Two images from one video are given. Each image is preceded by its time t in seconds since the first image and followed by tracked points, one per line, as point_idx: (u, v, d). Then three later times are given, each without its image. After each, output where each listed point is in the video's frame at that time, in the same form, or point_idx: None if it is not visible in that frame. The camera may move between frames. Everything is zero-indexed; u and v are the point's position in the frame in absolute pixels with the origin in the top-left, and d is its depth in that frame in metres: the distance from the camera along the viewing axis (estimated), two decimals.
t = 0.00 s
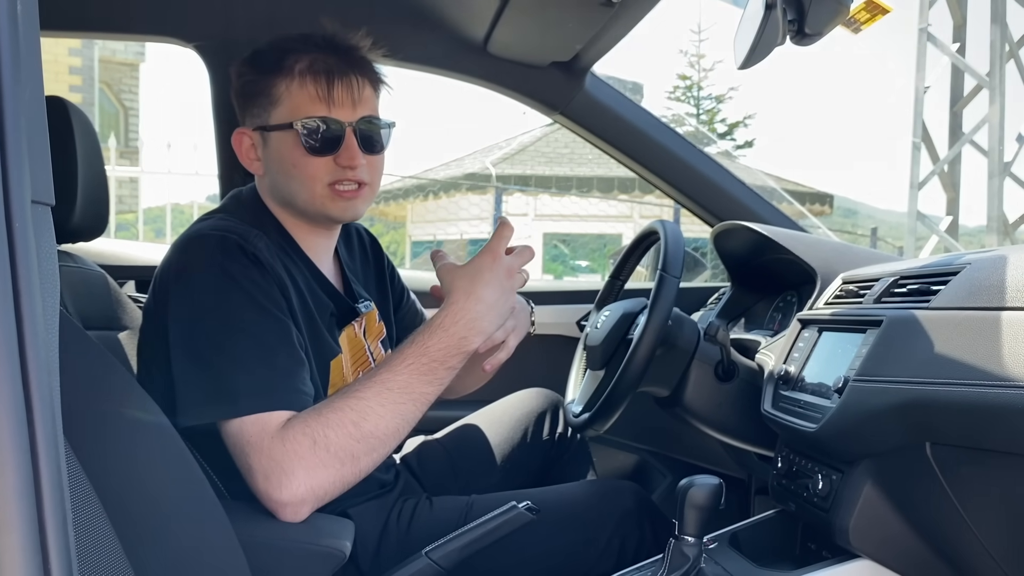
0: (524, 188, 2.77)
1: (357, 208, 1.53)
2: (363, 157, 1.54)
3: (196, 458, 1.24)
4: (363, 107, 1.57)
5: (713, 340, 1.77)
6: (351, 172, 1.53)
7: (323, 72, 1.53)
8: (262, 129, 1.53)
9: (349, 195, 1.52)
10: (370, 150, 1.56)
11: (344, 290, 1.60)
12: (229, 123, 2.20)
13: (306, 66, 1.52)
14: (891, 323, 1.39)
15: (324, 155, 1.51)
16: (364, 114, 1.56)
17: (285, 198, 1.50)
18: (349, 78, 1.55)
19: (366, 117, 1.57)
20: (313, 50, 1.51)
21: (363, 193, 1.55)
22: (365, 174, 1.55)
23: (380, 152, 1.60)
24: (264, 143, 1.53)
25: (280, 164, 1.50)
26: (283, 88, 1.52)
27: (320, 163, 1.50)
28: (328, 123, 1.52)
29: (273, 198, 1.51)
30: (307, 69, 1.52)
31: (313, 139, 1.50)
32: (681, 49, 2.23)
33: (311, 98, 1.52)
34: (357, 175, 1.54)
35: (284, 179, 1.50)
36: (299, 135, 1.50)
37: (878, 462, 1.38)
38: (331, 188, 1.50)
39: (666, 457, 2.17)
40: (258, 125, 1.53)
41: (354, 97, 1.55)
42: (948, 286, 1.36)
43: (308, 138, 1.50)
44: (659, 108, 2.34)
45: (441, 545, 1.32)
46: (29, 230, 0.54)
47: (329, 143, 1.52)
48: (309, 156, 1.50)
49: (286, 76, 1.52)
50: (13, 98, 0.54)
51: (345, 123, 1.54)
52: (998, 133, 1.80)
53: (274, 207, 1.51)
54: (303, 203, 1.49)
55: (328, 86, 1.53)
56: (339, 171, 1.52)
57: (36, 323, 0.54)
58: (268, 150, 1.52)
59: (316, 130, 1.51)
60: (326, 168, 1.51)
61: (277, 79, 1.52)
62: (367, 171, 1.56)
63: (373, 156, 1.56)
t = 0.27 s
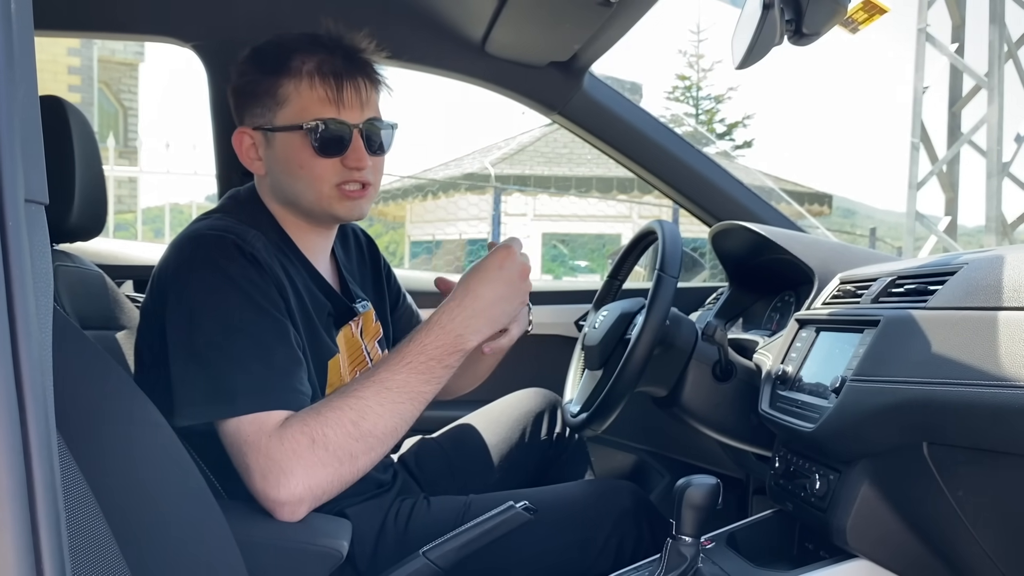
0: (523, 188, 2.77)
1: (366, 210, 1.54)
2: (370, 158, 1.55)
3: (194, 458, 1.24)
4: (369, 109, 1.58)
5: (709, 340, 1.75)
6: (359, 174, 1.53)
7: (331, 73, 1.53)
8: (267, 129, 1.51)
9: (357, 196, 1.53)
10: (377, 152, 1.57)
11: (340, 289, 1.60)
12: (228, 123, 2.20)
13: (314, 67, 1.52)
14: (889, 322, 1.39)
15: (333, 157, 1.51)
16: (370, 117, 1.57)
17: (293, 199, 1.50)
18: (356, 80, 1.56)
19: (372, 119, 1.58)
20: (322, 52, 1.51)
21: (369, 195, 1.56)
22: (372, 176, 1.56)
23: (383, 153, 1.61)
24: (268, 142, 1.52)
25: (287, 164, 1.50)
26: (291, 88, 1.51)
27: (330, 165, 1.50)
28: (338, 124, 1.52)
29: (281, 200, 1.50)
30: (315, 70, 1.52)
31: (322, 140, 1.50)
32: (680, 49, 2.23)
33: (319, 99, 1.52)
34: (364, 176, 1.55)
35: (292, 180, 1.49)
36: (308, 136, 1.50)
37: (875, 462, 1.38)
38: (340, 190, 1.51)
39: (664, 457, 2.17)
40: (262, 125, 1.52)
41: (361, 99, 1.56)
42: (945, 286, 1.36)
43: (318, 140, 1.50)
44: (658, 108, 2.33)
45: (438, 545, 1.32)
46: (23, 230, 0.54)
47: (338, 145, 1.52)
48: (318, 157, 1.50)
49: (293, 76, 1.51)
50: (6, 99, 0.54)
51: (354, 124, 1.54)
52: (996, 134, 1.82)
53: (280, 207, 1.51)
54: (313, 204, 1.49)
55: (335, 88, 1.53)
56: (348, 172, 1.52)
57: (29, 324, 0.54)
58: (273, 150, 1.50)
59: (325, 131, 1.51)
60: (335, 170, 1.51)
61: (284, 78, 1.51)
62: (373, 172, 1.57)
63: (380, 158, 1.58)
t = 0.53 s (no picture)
0: (520, 188, 2.77)
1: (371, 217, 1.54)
2: (379, 166, 1.54)
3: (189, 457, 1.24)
4: (376, 115, 1.57)
5: (704, 340, 1.72)
6: (368, 181, 1.53)
7: (343, 79, 1.51)
8: (277, 133, 1.49)
9: (363, 203, 1.52)
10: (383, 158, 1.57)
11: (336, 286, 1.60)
12: (224, 123, 2.20)
13: (327, 73, 1.50)
14: (884, 322, 1.39)
15: (345, 163, 1.50)
16: (378, 123, 1.56)
17: (302, 205, 1.48)
18: (365, 86, 1.55)
19: (379, 125, 1.57)
20: (336, 58, 1.49)
21: (374, 201, 1.55)
22: (379, 183, 1.55)
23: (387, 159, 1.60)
24: (277, 146, 1.49)
25: (298, 170, 1.48)
26: (303, 93, 1.49)
27: (342, 172, 1.49)
28: (351, 131, 1.51)
29: (289, 206, 1.49)
30: (327, 75, 1.50)
31: (334, 146, 1.49)
32: (677, 50, 2.20)
33: (332, 105, 1.50)
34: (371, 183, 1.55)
35: (301, 185, 1.48)
36: (321, 143, 1.49)
37: (870, 462, 1.38)
38: (349, 197, 1.50)
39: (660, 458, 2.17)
40: (273, 127, 1.49)
41: (369, 105, 1.55)
42: (940, 286, 1.36)
43: (330, 147, 1.49)
44: (654, 109, 2.34)
45: (434, 546, 1.32)
46: (14, 229, 0.54)
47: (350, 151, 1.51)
48: (331, 164, 1.48)
49: (305, 81, 1.49)
50: None
51: (364, 131, 1.53)
52: (993, 135, 1.83)
53: (288, 212, 1.50)
54: (322, 211, 1.48)
55: (347, 94, 1.52)
56: (357, 180, 1.51)
57: (19, 324, 0.54)
58: (283, 154, 1.48)
59: (339, 137, 1.49)
60: (346, 177, 1.50)
61: (297, 83, 1.49)
62: (379, 179, 1.56)
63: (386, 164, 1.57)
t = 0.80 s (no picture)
0: (518, 189, 2.78)
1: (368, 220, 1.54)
2: (377, 171, 1.54)
3: (187, 457, 1.24)
4: (376, 119, 1.57)
5: (703, 340, 1.73)
6: (367, 185, 1.53)
7: (343, 83, 1.51)
8: (276, 134, 1.49)
9: (360, 208, 1.52)
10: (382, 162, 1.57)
11: (332, 287, 1.60)
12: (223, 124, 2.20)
13: (328, 76, 1.50)
14: (881, 323, 1.40)
15: (343, 167, 1.49)
16: (377, 127, 1.56)
17: (300, 207, 1.48)
18: (365, 91, 1.55)
19: (378, 129, 1.57)
20: (337, 61, 1.49)
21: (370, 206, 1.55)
22: (376, 187, 1.55)
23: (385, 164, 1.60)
24: (276, 147, 1.49)
25: (297, 172, 1.48)
26: (303, 95, 1.49)
27: (340, 175, 1.49)
28: (351, 135, 1.51)
29: (287, 207, 1.49)
30: (328, 78, 1.50)
31: (334, 149, 1.49)
32: (677, 51, 2.21)
33: (332, 109, 1.50)
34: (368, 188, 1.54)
35: (298, 186, 1.48)
36: (321, 146, 1.48)
37: (868, 462, 1.38)
38: (346, 201, 1.50)
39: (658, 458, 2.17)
40: (272, 128, 1.49)
41: (369, 109, 1.55)
42: (938, 287, 1.36)
43: (330, 150, 1.49)
44: (653, 110, 2.34)
45: (432, 546, 1.32)
46: (11, 229, 0.54)
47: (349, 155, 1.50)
48: (329, 167, 1.48)
49: (306, 84, 1.49)
50: None
51: (363, 136, 1.53)
52: (991, 136, 1.81)
53: (285, 213, 1.50)
54: (320, 214, 1.48)
55: (347, 97, 1.52)
56: (355, 184, 1.51)
57: (16, 324, 0.54)
58: (282, 155, 1.48)
59: (338, 141, 1.49)
60: (345, 180, 1.50)
61: (297, 85, 1.49)
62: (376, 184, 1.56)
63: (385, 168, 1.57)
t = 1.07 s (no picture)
0: (517, 190, 2.79)
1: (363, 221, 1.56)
2: (372, 171, 1.55)
3: (186, 458, 1.24)
4: (371, 120, 1.58)
5: (702, 341, 1.75)
6: (363, 186, 1.54)
7: (339, 84, 1.52)
8: (273, 135, 1.49)
9: (356, 209, 1.53)
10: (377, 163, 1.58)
11: (330, 287, 1.61)
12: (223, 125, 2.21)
13: (323, 77, 1.51)
14: (880, 325, 1.40)
15: (340, 168, 1.50)
16: (373, 128, 1.57)
17: (297, 208, 1.49)
18: (359, 92, 1.55)
19: (374, 129, 1.58)
20: (334, 62, 1.50)
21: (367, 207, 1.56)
22: (372, 188, 1.56)
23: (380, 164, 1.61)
24: (273, 148, 1.49)
25: (294, 173, 1.48)
26: (300, 96, 1.49)
27: (337, 176, 1.50)
28: (348, 136, 1.52)
29: (283, 207, 1.49)
30: (325, 79, 1.51)
31: (330, 151, 1.50)
32: (675, 52, 2.20)
33: (327, 110, 1.51)
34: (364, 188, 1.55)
35: (294, 188, 1.48)
36: (318, 147, 1.49)
37: (866, 463, 1.38)
38: (343, 203, 1.51)
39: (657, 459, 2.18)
40: (266, 129, 1.50)
41: (364, 110, 1.56)
42: (936, 288, 1.36)
43: (327, 151, 1.49)
44: (652, 111, 2.34)
45: (430, 547, 1.32)
46: (12, 230, 0.54)
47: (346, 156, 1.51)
48: (326, 169, 1.49)
49: (303, 84, 1.49)
50: None
51: (358, 138, 1.54)
52: (989, 137, 1.83)
53: (281, 214, 1.50)
54: (316, 215, 1.49)
55: (342, 98, 1.52)
56: (352, 185, 1.52)
57: (16, 324, 0.54)
58: (277, 156, 1.48)
59: (334, 142, 1.50)
60: (342, 181, 1.51)
61: (294, 86, 1.49)
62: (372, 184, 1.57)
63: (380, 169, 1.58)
